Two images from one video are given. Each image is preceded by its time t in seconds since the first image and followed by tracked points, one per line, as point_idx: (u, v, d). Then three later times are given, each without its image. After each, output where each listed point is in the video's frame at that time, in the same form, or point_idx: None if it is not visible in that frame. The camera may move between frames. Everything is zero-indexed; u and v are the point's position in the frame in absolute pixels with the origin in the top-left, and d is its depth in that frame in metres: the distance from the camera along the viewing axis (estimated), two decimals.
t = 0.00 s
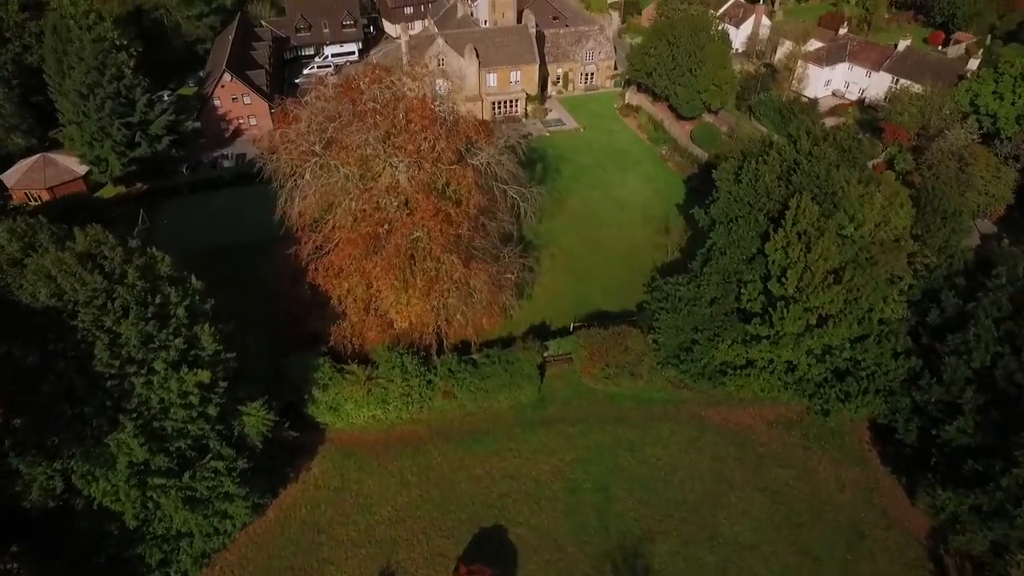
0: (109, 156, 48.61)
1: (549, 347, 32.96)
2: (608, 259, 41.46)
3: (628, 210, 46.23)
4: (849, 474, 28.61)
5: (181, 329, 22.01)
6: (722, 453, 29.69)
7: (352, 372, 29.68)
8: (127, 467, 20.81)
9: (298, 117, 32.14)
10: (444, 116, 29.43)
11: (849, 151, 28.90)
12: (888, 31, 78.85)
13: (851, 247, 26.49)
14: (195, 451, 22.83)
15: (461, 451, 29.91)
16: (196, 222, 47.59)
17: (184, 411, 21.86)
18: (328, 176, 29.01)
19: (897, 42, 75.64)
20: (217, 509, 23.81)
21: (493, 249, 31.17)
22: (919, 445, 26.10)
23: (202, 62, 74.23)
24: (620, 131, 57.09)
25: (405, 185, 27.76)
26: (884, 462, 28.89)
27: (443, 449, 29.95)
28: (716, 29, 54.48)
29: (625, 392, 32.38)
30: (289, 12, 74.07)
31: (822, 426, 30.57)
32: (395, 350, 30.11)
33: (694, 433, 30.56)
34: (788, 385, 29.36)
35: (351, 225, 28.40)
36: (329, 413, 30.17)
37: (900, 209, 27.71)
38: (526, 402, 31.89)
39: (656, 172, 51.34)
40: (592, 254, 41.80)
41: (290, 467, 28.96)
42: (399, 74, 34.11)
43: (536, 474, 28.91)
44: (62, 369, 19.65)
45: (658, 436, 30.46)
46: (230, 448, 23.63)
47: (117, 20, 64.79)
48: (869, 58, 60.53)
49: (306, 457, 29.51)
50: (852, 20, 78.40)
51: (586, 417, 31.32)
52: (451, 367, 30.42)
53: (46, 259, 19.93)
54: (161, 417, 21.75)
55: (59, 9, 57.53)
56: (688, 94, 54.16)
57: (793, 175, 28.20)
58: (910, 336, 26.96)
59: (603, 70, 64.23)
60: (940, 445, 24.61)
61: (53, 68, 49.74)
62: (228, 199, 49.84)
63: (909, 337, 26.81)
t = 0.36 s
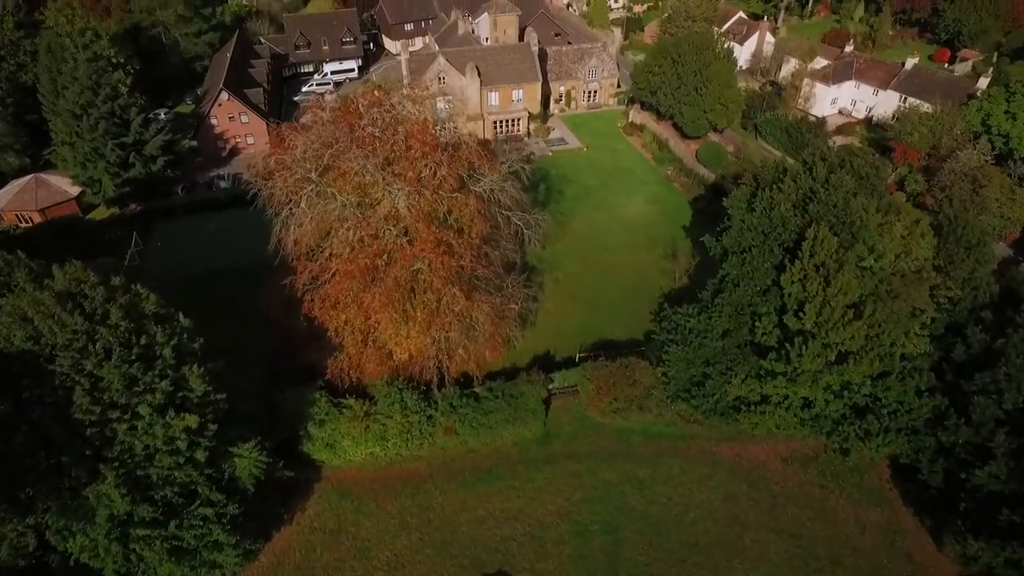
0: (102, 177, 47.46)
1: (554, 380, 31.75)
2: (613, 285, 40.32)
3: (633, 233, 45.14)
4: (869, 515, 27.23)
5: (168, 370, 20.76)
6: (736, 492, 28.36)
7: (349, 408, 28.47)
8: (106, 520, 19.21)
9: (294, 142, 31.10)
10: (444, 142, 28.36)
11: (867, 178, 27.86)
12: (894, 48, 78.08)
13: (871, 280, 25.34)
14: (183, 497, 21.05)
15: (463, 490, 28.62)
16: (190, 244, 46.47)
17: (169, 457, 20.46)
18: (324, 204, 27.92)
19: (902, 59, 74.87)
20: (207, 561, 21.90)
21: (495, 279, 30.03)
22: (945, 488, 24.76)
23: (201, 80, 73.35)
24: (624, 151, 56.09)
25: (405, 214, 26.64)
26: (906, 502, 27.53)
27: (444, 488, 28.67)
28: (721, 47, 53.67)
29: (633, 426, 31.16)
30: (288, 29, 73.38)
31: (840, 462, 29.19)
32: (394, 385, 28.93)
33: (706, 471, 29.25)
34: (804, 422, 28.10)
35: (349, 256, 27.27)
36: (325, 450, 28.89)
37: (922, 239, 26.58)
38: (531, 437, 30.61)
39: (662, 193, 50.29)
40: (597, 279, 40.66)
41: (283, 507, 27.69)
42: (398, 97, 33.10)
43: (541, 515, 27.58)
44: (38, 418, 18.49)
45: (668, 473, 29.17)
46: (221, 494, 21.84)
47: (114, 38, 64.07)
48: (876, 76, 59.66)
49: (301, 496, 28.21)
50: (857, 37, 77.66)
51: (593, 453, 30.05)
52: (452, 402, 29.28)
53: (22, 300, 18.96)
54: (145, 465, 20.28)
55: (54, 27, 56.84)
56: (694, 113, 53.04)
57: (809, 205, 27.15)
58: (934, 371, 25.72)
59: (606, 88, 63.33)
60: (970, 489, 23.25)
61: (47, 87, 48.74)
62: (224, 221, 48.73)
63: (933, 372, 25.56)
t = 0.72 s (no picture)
0: (96, 198, 46.33)
1: (560, 413, 30.54)
2: (619, 312, 39.23)
3: (640, 258, 44.17)
4: (894, 559, 25.79)
5: (152, 416, 19.49)
6: (752, 534, 27.01)
7: (346, 445, 27.19)
8: None
9: (290, 167, 30.04)
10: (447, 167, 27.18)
11: (887, 206, 26.74)
12: (900, 64, 77.22)
13: (895, 313, 24.12)
14: (169, 549, 19.56)
15: (466, 532, 27.26)
16: (185, 266, 45.27)
17: (153, 508, 18.98)
18: (321, 233, 26.83)
19: (908, 75, 73.97)
20: None
21: (500, 310, 28.78)
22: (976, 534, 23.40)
23: (198, 96, 72.49)
24: (629, 170, 55.10)
25: (405, 244, 25.49)
26: (932, 545, 26.14)
27: (445, 530, 27.31)
28: (728, 64, 52.74)
29: (643, 462, 29.84)
30: (287, 45, 72.49)
31: (861, 502, 27.84)
32: (394, 421, 27.68)
33: (721, 510, 27.90)
34: (824, 461, 26.79)
35: (346, 287, 26.12)
36: (322, 490, 27.55)
37: (948, 269, 25.38)
38: (537, 474, 29.29)
39: (669, 214, 49.30)
40: (604, 306, 39.68)
41: (277, 551, 26.30)
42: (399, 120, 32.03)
43: (548, 559, 26.20)
44: (10, 471, 17.16)
45: (681, 513, 27.82)
46: (210, 545, 20.29)
47: (111, 54, 63.08)
48: (885, 94, 58.71)
49: (295, 539, 26.86)
50: (862, 53, 76.79)
51: (602, 491, 28.73)
52: (454, 439, 28.04)
53: None
54: (128, 517, 18.83)
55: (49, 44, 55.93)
56: (701, 133, 52.08)
57: (828, 234, 25.93)
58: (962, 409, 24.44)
59: (610, 105, 62.38)
60: (1005, 538, 21.90)
61: (40, 105, 47.50)
62: (219, 242, 47.59)
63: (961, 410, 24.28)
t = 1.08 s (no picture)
0: (87, 219, 44.95)
1: (566, 448, 29.30)
2: (627, 339, 37.96)
3: (647, 281, 43.05)
4: None
5: (133, 466, 18.13)
6: None
7: (343, 484, 25.88)
8: None
9: (286, 193, 28.91)
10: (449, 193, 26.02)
11: (911, 235, 25.50)
12: (906, 80, 76.31)
13: (922, 349, 22.82)
14: None
15: None
16: (178, 289, 44.03)
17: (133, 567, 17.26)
18: (316, 263, 25.62)
19: (915, 90, 73.02)
20: None
21: (504, 342, 27.51)
22: None
23: (195, 111, 71.38)
24: (635, 188, 54.02)
25: (405, 276, 24.21)
26: None
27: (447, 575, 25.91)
28: (735, 82, 51.88)
29: (655, 500, 28.45)
30: (286, 61, 71.53)
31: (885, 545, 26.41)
32: (393, 460, 26.36)
33: (738, 553, 26.47)
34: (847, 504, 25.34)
35: (341, 320, 24.80)
36: (318, 532, 26.11)
37: (976, 303, 24.12)
38: (543, 514, 27.91)
39: (677, 235, 48.22)
40: (611, 331, 38.49)
41: None
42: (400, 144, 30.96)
43: None
44: None
45: (696, 556, 26.39)
46: None
47: (107, 70, 62.15)
48: (894, 111, 57.68)
49: None
50: (868, 68, 75.91)
51: (612, 531, 27.38)
52: (457, 479, 26.73)
53: None
54: None
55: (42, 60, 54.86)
56: (709, 153, 51.04)
57: (851, 265, 24.70)
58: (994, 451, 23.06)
59: (614, 122, 61.28)
60: None
61: (31, 123, 46.06)
62: (214, 264, 46.31)
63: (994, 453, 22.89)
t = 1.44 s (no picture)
0: (76, 240, 43.58)
1: (573, 486, 28.22)
2: (635, 368, 36.81)
3: (653, 309, 42.00)
4: None
5: (108, 525, 16.79)
6: None
7: (339, 526, 24.60)
8: None
9: (279, 221, 27.69)
10: (451, 221, 24.84)
11: (938, 266, 24.26)
12: (913, 95, 75.33)
13: (955, 389, 21.43)
14: None
15: None
16: (170, 314, 42.93)
17: None
18: (312, 296, 24.40)
19: (922, 106, 72.08)
20: None
21: (509, 377, 26.26)
22: None
23: (192, 127, 70.48)
24: (640, 208, 53.03)
25: (406, 310, 22.90)
26: None
27: None
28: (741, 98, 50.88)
29: (667, 544, 26.77)
30: (285, 76, 70.47)
31: None
32: (393, 503, 25.00)
33: None
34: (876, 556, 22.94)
35: (339, 357, 23.51)
36: None
37: (1010, 340, 22.89)
38: (550, 557, 26.39)
39: (683, 259, 47.11)
40: (617, 362, 37.41)
41: None
42: (399, 167, 29.80)
43: None
44: None
45: None
46: None
47: (101, 86, 61.08)
48: (903, 128, 56.57)
49: None
50: (874, 84, 75.01)
51: None
52: (459, 523, 25.24)
53: None
54: None
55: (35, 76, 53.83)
56: (717, 172, 49.92)
57: (876, 299, 23.41)
58: None
59: (617, 139, 60.13)
60: None
61: (21, 142, 44.80)
62: (209, 287, 45.10)
63: None
